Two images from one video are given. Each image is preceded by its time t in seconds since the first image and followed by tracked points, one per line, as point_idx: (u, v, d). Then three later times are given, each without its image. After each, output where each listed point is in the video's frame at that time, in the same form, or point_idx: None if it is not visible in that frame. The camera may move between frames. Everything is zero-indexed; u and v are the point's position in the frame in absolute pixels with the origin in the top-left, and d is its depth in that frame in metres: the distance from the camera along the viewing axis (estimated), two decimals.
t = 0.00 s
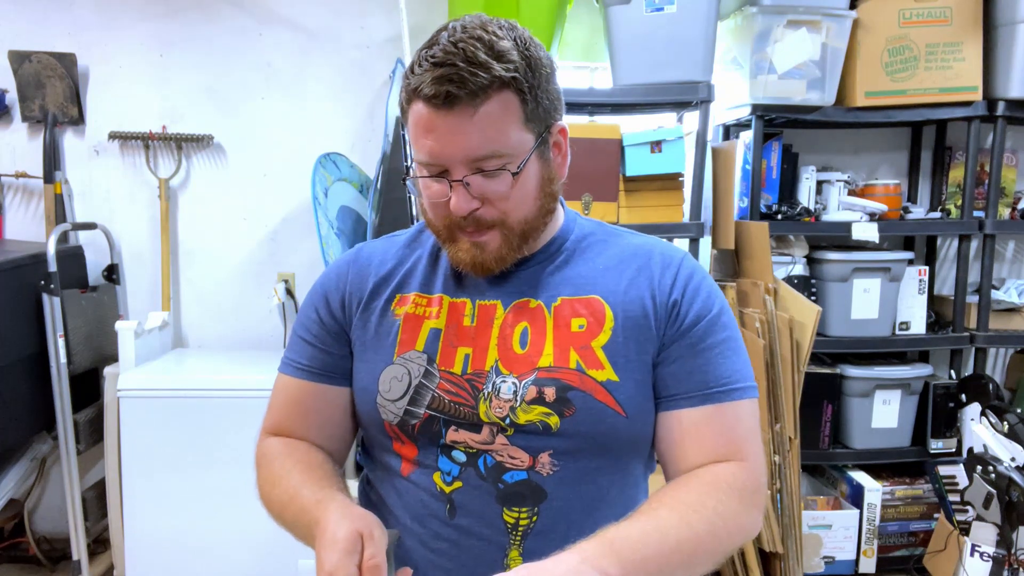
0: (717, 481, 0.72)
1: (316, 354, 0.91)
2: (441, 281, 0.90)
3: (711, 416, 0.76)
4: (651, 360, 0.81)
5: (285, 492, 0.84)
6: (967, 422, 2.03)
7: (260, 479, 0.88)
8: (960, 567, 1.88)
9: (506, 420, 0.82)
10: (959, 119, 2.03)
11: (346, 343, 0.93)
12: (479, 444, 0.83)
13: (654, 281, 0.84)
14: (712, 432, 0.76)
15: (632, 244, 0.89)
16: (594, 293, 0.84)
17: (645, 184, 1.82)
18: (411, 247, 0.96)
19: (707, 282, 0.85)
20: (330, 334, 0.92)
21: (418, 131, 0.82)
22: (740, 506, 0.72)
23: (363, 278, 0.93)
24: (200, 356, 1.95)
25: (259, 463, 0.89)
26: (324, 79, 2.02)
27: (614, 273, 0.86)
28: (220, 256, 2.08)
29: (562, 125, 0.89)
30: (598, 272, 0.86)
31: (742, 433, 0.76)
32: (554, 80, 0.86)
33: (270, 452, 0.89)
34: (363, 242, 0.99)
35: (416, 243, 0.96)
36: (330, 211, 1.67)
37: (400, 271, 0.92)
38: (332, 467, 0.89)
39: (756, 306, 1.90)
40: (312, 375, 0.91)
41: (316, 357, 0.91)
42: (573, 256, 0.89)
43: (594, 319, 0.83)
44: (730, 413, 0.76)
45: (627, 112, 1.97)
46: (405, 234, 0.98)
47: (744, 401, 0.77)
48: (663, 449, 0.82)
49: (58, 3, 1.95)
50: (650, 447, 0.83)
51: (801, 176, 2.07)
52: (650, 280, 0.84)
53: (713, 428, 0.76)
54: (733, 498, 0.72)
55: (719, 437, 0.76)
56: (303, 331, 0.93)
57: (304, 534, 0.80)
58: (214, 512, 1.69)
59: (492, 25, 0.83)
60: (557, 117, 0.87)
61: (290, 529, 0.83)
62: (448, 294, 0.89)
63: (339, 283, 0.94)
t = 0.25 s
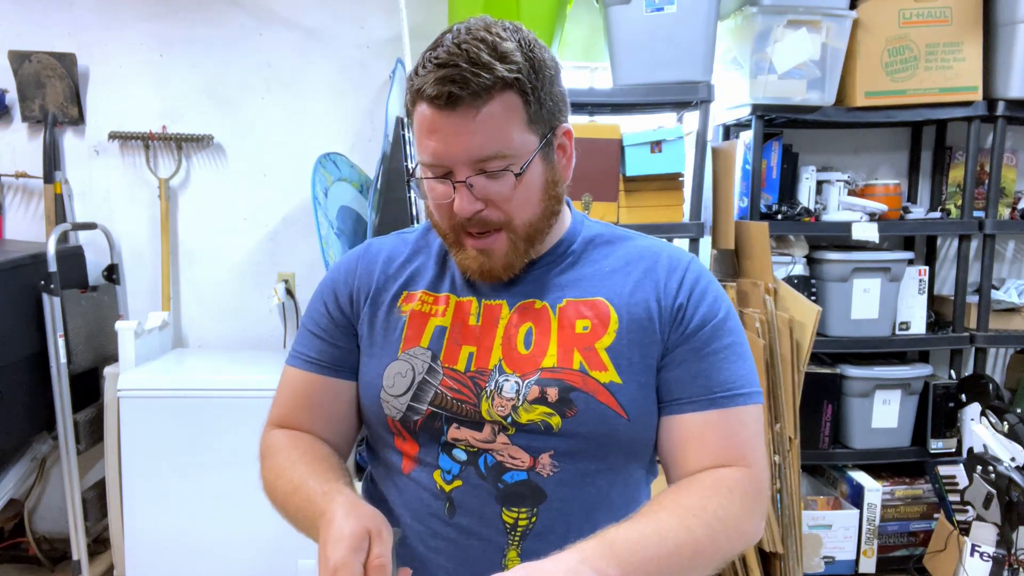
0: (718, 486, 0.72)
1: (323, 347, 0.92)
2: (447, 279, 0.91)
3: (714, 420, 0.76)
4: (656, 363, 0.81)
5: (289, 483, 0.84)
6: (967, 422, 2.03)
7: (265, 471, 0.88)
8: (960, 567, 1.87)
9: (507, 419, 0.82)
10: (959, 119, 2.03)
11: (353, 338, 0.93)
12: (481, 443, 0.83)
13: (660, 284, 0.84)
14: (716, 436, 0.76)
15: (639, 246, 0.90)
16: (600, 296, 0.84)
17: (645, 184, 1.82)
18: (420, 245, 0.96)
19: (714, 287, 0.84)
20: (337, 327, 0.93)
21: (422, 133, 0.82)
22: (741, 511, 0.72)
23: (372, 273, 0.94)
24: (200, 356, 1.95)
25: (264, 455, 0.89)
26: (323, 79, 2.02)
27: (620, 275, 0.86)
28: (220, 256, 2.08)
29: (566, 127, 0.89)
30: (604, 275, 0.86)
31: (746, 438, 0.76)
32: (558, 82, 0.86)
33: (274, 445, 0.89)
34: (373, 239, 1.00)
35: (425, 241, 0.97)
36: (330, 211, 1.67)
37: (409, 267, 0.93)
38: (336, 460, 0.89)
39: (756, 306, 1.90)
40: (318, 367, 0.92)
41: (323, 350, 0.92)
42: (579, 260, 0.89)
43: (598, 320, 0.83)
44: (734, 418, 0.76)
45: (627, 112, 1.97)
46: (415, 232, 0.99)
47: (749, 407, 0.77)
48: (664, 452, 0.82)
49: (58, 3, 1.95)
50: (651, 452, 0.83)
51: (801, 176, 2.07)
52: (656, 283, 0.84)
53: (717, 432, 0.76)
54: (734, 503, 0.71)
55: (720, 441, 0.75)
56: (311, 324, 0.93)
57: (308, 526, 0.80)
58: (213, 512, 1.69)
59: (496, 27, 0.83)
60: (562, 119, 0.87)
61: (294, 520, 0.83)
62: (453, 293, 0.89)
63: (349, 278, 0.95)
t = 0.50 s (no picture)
0: (719, 488, 0.72)
1: (325, 345, 0.93)
2: (452, 279, 0.91)
3: (716, 422, 0.76)
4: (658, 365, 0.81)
5: (286, 472, 0.84)
6: (967, 422, 2.03)
7: (263, 461, 0.89)
8: (960, 567, 1.88)
9: (510, 419, 0.82)
10: (959, 119, 2.03)
11: (355, 337, 0.94)
12: (483, 442, 0.83)
13: (663, 285, 0.84)
14: (717, 439, 0.75)
15: (643, 247, 0.90)
16: (603, 297, 0.84)
17: (645, 184, 1.82)
18: (423, 244, 0.97)
19: (718, 288, 0.84)
20: (339, 326, 0.93)
21: (423, 133, 0.82)
22: (742, 513, 0.72)
23: (374, 272, 0.94)
24: (200, 356, 1.95)
25: (263, 446, 0.90)
26: (324, 79, 2.02)
27: (624, 276, 0.86)
28: (220, 256, 2.08)
29: (568, 127, 0.89)
30: (607, 276, 0.86)
31: (748, 440, 0.75)
32: (560, 82, 0.87)
33: (272, 437, 0.90)
34: (376, 238, 1.00)
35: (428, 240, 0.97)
36: (330, 211, 1.67)
37: (411, 267, 0.93)
38: (335, 451, 0.90)
39: (756, 306, 1.90)
40: (320, 365, 0.92)
41: (325, 348, 0.93)
42: (582, 260, 0.89)
43: (602, 322, 0.83)
44: (736, 420, 0.76)
45: (628, 112, 1.97)
46: (418, 232, 0.99)
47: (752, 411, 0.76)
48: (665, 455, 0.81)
49: (58, 3, 1.95)
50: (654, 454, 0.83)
51: (801, 176, 2.07)
52: (659, 284, 0.84)
53: (718, 435, 0.76)
54: (735, 506, 0.71)
55: (722, 444, 0.75)
56: (314, 322, 0.94)
57: (306, 514, 0.80)
58: (213, 513, 1.69)
59: (497, 28, 0.84)
60: (563, 119, 0.87)
61: (292, 509, 0.83)
62: (457, 294, 0.89)
63: (351, 277, 0.95)
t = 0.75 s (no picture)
0: (720, 489, 0.72)
1: (324, 350, 0.94)
2: (452, 280, 0.91)
3: (717, 423, 0.76)
4: (659, 365, 0.81)
5: (286, 466, 0.85)
6: (967, 422, 2.03)
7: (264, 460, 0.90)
8: (960, 567, 1.88)
9: (508, 421, 0.82)
10: (959, 119, 2.03)
11: (354, 341, 0.95)
12: (483, 444, 0.83)
13: (664, 285, 0.84)
14: (718, 440, 0.75)
15: (643, 247, 0.89)
16: (602, 297, 0.84)
17: (645, 184, 1.82)
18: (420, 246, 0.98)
19: (718, 287, 0.84)
20: (338, 331, 0.95)
21: (421, 132, 0.82)
22: (743, 513, 0.72)
23: (372, 277, 0.96)
24: (200, 356, 1.95)
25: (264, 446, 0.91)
26: (323, 79, 2.02)
27: (624, 276, 0.86)
28: (220, 256, 2.08)
29: (567, 126, 0.89)
30: (607, 276, 0.86)
31: (748, 441, 0.75)
32: (558, 81, 0.87)
33: (274, 435, 0.91)
34: (375, 242, 1.01)
35: (425, 242, 0.98)
36: (330, 211, 1.67)
37: (408, 269, 0.94)
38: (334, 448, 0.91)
39: (756, 306, 1.90)
40: (320, 369, 0.94)
41: (324, 352, 0.94)
42: (582, 259, 0.89)
43: (601, 321, 0.83)
44: (737, 421, 0.75)
45: (628, 112, 1.97)
46: (416, 234, 1.00)
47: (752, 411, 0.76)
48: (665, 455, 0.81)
49: (58, 3, 1.95)
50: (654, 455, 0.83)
51: (801, 176, 2.07)
52: (659, 284, 0.84)
53: (719, 436, 0.75)
54: (736, 505, 0.71)
55: (722, 444, 0.75)
56: (314, 328, 0.96)
57: (306, 506, 0.81)
58: (213, 513, 1.69)
59: (494, 26, 0.84)
60: (562, 117, 0.87)
61: (293, 503, 0.83)
62: (455, 296, 0.90)
63: (350, 282, 0.97)
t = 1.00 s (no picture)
0: (722, 486, 0.72)
1: (316, 357, 0.96)
2: (444, 279, 0.92)
3: (713, 423, 0.76)
4: (656, 367, 0.81)
5: (269, 468, 0.90)
6: (967, 422, 2.02)
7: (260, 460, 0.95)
8: (960, 567, 1.88)
9: (505, 422, 0.82)
10: (959, 119, 2.03)
11: (345, 347, 0.96)
12: (479, 446, 0.83)
13: (658, 285, 0.84)
14: (715, 439, 0.75)
15: (637, 247, 0.89)
16: (598, 298, 0.84)
17: (645, 184, 1.82)
18: (410, 251, 0.98)
19: (712, 287, 0.84)
20: (330, 338, 0.96)
21: (429, 116, 0.82)
22: (744, 511, 0.72)
23: (362, 283, 0.96)
24: (200, 356, 1.95)
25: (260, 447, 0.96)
26: (323, 79, 2.02)
27: (618, 278, 0.86)
28: (220, 256, 2.08)
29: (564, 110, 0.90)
30: (601, 278, 0.86)
31: (747, 439, 0.75)
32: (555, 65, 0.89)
33: (270, 437, 0.95)
34: (367, 247, 1.01)
35: (416, 247, 0.98)
36: (330, 211, 1.67)
37: (397, 274, 0.95)
38: (321, 453, 0.94)
39: (756, 306, 1.90)
40: (312, 376, 0.96)
41: (316, 359, 0.96)
42: (575, 261, 0.89)
43: (597, 323, 0.82)
44: (734, 419, 0.75)
45: (628, 112, 1.97)
46: (407, 238, 1.01)
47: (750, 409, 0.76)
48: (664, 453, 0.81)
49: (58, 3, 1.95)
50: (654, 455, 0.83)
51: (801, 176, 2.07)
52: (654, 285, 0.84)
53: (716, 434, 0.75)
54: (737, 503, 0.71)
55: (719, 442, 0.75)
56: (307, 336, 0.98)
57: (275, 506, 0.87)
58: (213, 512, 1.69)
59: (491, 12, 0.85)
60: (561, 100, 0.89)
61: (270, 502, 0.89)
62: (449, 296, 0.90)
63: (341, 288, 0.98)
